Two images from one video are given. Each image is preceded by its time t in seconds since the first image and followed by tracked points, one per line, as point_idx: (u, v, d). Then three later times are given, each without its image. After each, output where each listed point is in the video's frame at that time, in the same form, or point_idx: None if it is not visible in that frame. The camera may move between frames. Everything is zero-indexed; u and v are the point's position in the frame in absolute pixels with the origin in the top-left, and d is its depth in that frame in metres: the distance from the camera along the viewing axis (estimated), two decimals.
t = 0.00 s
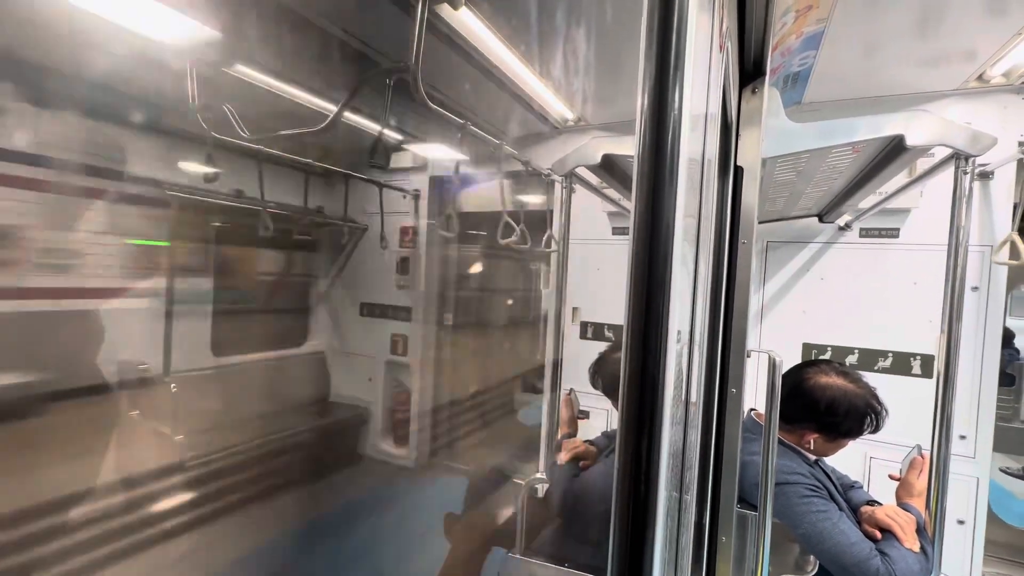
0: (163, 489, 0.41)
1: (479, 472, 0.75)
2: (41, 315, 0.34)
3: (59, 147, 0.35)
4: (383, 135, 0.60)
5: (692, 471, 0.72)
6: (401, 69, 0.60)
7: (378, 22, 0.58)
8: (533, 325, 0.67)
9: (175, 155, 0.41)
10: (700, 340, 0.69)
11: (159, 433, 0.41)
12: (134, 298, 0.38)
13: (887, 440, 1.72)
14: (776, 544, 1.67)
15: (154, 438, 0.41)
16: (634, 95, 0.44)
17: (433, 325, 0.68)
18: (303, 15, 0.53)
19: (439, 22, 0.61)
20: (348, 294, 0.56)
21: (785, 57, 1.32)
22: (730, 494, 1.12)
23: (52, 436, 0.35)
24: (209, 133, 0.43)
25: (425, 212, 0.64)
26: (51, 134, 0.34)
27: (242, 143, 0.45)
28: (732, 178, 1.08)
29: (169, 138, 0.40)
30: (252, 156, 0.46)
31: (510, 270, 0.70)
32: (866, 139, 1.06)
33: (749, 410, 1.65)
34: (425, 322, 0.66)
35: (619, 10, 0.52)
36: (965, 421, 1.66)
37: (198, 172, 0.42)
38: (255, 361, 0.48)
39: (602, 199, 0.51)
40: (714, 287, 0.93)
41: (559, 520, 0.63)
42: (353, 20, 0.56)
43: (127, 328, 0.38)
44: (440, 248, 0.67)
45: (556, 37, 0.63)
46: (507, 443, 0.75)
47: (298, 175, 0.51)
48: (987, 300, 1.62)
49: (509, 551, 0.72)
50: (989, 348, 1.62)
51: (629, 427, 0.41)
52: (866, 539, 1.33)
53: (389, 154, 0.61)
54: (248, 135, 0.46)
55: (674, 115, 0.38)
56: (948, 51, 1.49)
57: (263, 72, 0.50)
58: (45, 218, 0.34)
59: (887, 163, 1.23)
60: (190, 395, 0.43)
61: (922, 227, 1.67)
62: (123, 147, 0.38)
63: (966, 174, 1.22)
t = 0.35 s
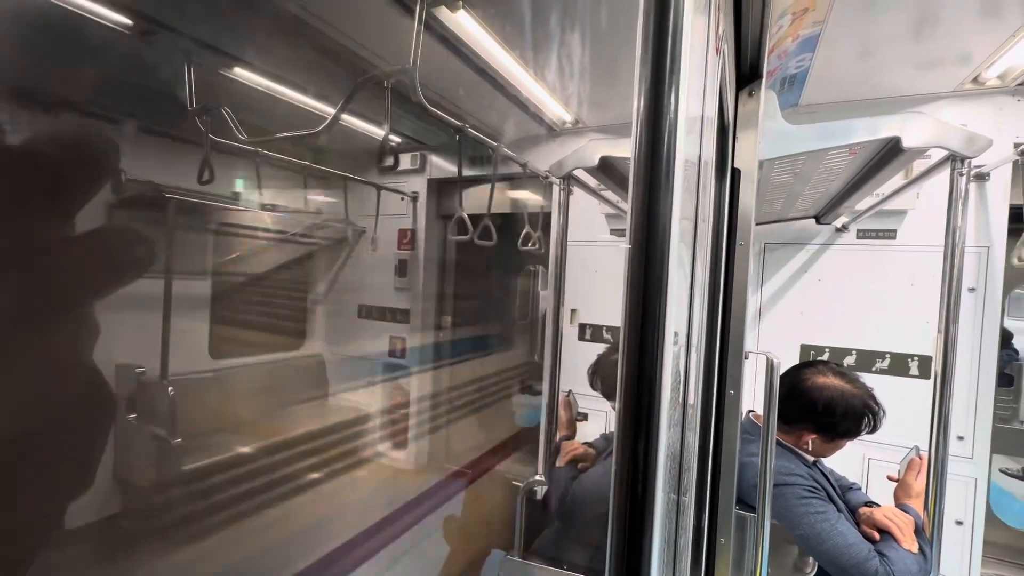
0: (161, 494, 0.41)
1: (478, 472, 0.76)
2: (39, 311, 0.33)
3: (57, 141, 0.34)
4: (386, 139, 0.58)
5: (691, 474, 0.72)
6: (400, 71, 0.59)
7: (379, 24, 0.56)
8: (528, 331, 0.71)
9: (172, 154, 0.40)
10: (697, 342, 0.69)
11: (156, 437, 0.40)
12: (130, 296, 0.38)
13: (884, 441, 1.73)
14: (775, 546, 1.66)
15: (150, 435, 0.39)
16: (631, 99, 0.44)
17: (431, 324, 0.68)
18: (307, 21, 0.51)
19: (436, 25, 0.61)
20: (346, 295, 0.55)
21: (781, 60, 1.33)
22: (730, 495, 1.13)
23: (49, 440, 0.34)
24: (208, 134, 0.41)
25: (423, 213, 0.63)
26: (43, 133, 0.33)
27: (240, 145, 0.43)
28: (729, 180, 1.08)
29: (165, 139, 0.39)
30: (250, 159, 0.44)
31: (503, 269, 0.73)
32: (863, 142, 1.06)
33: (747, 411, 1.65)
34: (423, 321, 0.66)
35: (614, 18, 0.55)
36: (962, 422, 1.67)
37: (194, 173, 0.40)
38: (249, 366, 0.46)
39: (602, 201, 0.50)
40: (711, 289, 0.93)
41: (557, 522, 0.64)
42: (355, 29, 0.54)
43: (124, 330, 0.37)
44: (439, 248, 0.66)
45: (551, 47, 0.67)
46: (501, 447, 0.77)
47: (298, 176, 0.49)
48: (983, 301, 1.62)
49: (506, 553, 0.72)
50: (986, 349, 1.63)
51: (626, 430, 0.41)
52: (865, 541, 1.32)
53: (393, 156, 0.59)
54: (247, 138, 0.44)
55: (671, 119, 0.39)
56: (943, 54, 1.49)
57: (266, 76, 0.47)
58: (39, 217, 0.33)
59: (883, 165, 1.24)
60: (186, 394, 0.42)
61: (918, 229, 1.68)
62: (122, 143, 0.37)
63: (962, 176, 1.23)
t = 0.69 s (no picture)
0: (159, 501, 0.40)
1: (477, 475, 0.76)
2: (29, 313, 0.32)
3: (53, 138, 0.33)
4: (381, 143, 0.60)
5: (690, 476, 0.72)
6: (397, 76, 0.60)
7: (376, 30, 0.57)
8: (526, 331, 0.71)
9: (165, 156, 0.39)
10: (695, 344, 0.69)
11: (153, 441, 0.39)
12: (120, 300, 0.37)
13: (882, 441, 1.73)
14: (773, 548, 1.66)
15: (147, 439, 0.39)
16: (628, 101, 0.44)
17: (428, 327, 0.68)
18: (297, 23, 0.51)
19: (432, 28, 0.61)
20: (342, 297, 0.55)
21: (776, 63, 1.34)
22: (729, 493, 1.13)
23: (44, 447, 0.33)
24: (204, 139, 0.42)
25: (419, 216, 0.64)
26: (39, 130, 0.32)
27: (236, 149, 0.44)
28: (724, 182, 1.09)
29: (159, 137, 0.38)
30: (246, 163, 0.45)
31: (496, 272, 0.74)
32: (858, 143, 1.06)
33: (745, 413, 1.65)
34: (419, 325, 0.66)
35: (609, 16, 0.54)
36: (959, 421, 1.66)
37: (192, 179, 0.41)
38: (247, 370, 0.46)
39: (597, 204, 0.51)
40: (709, 291, 0.93)
41: (557, 525, 0.64)
42: (355, 34, 0.56)
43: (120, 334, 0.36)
44: (435, 251, 0.67)
45: (550, 40, 0.64)
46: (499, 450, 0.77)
47: (294, 180, 0.49)
48: (979, 301, 1.62)
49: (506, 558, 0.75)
50: (983, 349, 1.63)
51: (626, 431, 0.41)
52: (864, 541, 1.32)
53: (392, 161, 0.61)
54: (243, 142, 0.44)
55: (668, 121, 0.39)
56: (936, 56, 1.51)
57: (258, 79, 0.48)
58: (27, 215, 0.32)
59: (878, 166, 1.25)
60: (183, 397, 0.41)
61: (912, 230, 1.69)
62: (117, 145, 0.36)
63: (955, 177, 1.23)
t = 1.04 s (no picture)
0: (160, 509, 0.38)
1: (478, 476, 0.75)
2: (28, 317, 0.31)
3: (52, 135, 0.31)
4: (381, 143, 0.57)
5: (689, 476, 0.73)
6: (396, 75, 0.59)
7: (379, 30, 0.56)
8: (526, 331, 0.73)
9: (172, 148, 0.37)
10: (695, 344, 0.69)
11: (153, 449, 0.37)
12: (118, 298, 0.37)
13: (880, 444, 1.73)
14: (770, 549, 1.66)
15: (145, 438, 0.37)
16: (628, 102, 0.44)
17: (429, 328, 0.67)
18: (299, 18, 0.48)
19: (431, 28, 0.60)
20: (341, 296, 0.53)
21: (776, 65, 1.34)
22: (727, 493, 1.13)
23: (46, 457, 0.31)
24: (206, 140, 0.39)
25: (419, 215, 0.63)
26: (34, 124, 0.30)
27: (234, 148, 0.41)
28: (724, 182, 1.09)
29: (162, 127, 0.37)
30: (247, 163, 0.42)
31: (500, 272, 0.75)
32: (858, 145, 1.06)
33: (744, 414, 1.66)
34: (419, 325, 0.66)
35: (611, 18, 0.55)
36: (958, 423, 1.66)
37: (195, 173, 0.39)
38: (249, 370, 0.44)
39: (597, 204, 0.51)
40: (709, 292, 0.94)
41: (560, 528, 0.64)
42: (356, 32, 0.53)
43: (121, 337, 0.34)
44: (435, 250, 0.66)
45: (550, 41, 0.65)
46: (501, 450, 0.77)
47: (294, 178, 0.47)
48: (977, 303, 1.63)
49: (504, 558, 0.75)
50: (982, 352, 1.63)
51: (625, 429, 0.41)
52: (862, 543, 1.31)
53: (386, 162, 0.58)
54: (242, 141, 0.42)
55: (668, 122, 0.39)
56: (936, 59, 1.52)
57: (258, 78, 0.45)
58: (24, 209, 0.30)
59: (878, 168, 1.25)
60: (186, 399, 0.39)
61: (911, 232, 1.69)
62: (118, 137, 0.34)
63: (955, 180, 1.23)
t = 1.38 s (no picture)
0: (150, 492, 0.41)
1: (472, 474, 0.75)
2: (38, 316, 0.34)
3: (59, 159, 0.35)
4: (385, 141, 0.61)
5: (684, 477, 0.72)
6: (398, 74, 0.59)
7: (369, 28, 0.56)
8: (525, 331, 0.69)
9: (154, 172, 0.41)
10: (692, 343, 0.69)
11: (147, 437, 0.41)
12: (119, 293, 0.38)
13: (876, 445, 1.74)
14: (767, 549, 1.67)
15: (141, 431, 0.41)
16: (626, 101, 0.44)
17: (426, 323, 0.70)
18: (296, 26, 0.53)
19: (431, 25, 0.58)
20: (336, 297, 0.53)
21: (776, 66, 1.34)
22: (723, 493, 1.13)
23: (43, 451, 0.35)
24: (204, 137, 0.43)
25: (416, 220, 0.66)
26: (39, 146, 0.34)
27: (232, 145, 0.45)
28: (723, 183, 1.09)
29: (158, 142, 0.40)
30: (247, 160, 0.47)
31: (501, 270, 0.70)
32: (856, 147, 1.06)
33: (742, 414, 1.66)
34: (416, 321, 0.69)
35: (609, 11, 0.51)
36: (955, 426, 1.68)
37: (187, 175, 0.42)
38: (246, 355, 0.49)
39: (597, 205, 0.51)
40: (706, 294, 0.93)
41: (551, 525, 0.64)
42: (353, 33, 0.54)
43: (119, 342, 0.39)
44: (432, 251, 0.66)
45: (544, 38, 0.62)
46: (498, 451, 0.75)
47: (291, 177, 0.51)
48: (974, 306, 1.64)
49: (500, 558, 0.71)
50: (980, 353, 1.64)
51: (619, 428, 0.41)
52: (858, 544, 1.32)
53: (392, 157, 0.62)
54: (241, 138, 0.46)
55: (665, 121, 0.39)
56: (936, 62, 1.52)
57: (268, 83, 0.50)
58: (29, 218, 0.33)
59: (878, 170, 1.25)
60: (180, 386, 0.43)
61: (910, 234, 1.70)
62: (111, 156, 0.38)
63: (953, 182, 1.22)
